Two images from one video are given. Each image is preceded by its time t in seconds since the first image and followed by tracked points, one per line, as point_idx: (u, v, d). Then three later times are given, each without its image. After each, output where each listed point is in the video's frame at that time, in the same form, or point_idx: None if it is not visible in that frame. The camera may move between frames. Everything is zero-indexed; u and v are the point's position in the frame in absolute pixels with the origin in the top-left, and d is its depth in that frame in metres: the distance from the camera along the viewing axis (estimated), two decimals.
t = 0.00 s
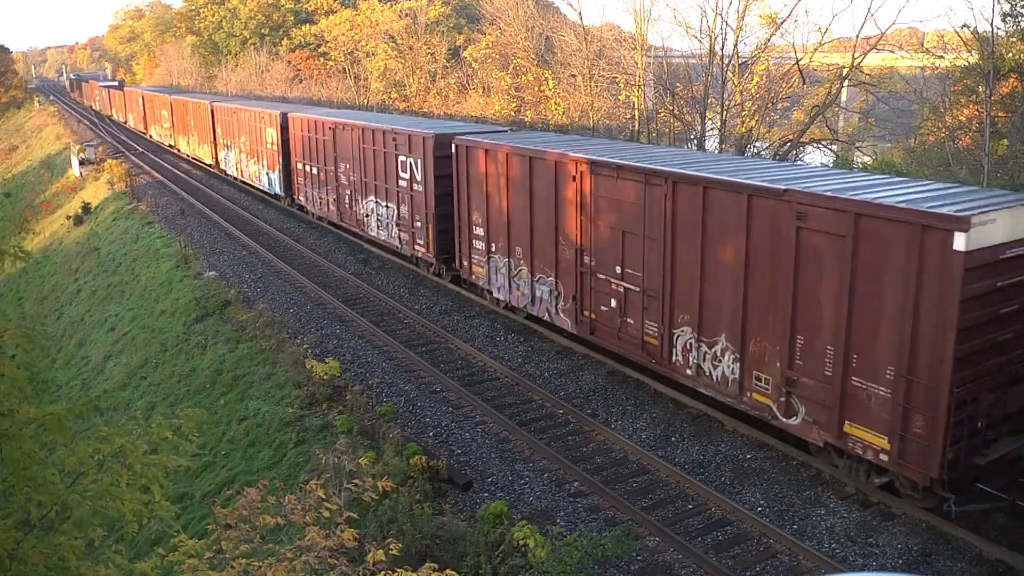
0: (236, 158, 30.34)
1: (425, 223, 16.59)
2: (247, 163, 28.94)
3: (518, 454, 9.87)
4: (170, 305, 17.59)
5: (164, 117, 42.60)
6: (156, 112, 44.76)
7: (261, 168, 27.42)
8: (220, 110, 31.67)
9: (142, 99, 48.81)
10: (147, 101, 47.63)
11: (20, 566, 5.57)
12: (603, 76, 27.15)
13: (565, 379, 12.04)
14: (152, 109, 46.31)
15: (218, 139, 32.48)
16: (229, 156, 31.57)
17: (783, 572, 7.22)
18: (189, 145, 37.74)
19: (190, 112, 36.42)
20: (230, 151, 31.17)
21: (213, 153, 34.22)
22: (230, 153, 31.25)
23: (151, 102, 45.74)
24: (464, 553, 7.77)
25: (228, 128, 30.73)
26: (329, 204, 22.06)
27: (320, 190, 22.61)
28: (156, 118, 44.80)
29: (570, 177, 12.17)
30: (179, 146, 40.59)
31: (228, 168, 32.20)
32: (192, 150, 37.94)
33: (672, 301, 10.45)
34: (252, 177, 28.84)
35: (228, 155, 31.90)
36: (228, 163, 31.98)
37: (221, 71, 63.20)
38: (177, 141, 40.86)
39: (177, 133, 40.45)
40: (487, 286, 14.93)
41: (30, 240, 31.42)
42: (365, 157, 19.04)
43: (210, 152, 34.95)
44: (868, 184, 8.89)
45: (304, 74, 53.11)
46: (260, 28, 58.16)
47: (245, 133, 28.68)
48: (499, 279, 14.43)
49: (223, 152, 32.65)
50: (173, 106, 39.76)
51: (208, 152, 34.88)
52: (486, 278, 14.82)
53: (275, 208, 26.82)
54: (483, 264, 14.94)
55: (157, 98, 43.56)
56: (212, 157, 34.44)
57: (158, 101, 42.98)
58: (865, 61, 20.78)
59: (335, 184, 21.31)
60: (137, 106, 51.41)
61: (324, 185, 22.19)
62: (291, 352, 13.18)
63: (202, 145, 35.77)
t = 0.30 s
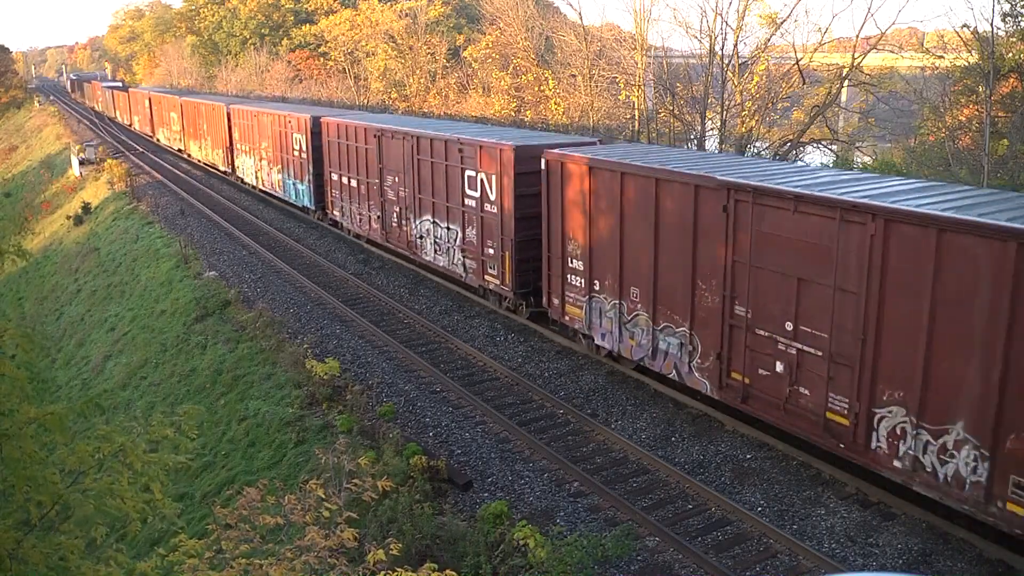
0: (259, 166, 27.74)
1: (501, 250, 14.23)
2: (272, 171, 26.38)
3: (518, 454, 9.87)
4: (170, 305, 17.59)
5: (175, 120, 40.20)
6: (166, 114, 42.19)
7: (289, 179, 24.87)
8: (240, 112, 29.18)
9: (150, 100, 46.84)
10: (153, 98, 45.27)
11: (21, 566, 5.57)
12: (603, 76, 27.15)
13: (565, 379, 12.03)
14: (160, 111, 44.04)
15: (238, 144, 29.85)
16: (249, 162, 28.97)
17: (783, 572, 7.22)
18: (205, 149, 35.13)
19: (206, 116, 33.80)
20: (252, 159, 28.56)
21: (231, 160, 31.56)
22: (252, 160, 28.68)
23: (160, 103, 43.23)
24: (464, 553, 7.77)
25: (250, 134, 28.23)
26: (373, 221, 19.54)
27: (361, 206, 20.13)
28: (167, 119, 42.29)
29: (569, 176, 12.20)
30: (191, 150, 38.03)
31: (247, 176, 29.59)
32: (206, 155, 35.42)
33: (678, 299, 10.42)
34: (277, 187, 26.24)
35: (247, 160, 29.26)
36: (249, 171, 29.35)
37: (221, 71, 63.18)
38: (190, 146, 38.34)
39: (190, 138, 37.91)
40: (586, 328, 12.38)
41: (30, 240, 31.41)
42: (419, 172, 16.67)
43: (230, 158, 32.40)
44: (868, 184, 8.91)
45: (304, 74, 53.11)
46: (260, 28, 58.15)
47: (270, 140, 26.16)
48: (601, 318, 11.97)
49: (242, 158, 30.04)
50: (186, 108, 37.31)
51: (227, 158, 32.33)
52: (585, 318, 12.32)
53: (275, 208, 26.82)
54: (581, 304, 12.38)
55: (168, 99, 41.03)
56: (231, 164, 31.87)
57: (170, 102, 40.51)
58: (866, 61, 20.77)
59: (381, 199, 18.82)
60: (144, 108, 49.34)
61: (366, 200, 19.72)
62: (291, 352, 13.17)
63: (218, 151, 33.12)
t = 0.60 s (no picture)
0: (287, 176, 25.13)
1: (572, 271, 12.55)
2: (303, 182, 23.76)
3: (518, 454, 9.87)
4: (170, 305, 17.59)
5: (187, 124, 37.89)
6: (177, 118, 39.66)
7: (323, 191, 22.33)
8: (264, 117, 26.69)
9: (156, 101, 44.76)
10: (161, 100, 43.00)
11: (21, 566, 5.57)
12: (603, 76, 27.14)
13: (565, 379, 12.03)
14: (169, 113, 41.78)
15: (262, 152, 27.19)
16: (274, 171, 26.33)
17: (783, 572, 7.22)
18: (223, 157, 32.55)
19: (224, 121, 31.14)
20: (278, 168, 25.95)
21: (254, 169, 28.95)
22: (278, 169, 26.06)
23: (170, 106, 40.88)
24: (464, 553, 7.77)
25: (276, 140, 25.69)
26: (429, 244, 17.00)
27: (413, 225, 17.60)
28: (178, 123, 39.84)
29: (570, 175, 12.18)
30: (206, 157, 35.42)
31: (272, 186, 26.94)
32: (223, 162, 32.77)
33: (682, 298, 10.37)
34: (308, 199, 23.64)
35: (272, 168, 26.67)
36: (274, 182, 26.71)
37: (221, 71, 63.17)
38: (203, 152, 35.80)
39: (205, 143, 35.37)
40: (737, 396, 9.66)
41: (29, 240, 31.41)
42: (443, 176, 15.90)
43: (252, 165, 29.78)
44: (868, 184, 8.91)
45: (304, 74, 53.11)
46: (260, 28, 58.14)
47: (302, 149, 23.65)
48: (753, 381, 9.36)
49: (265, 167, 27.42)
50: (201, 111, 34.83)
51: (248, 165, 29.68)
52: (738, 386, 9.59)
53: (275, 208, 26.83)
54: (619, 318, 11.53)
55: (179, 102, 38.46)
56: (252, 172, 29.22)
57: (182, 105, 38.02)
58: (866, 61, 20.76)
59: (419, 213, 17.18)
60: (150, 110, 46.99)
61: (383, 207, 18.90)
62: (291, 352, 13.17)
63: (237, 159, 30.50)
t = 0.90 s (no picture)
0: (321, 189, 22.41)
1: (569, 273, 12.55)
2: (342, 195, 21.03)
3: (518, 454, 9.87)
4: (170, 305, 17.59)
5: (200, 128, 35.42)
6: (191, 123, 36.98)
7: (365, 207, 19.68)
8: (291, 122, 24.03)
9: (166, 103, 42.55)
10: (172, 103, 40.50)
11: (21, 566, 5.59)
12: (603, 76, 27.13)
13: (565, 379, 12.03)
14: (181, 118, 39.29)
15: (292, 161, 24.47)
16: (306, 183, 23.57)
17: (783, 572, 7.22)
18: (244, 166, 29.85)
19: (247, 127, 28.46)
20: (309, 179, 23.27)
21: (280, 179, 26.25)
22: (308, 181, 23.36)
23: (181, 111, 38.46)
24: (464, 553, 7.77)
25: (306, 148, 23.07)
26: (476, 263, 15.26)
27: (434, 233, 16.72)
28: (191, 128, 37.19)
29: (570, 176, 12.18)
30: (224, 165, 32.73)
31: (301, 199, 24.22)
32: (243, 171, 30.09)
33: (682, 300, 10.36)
34: (346, 214, 20.96)
35: (302, 179, 23.93)
36: (303, 194, 24.00)
37: (221, 71, 63.19)
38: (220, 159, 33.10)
39: (223, 151, 32.62)
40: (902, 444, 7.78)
41: (29, 240, 31.42)
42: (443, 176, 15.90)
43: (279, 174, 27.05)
44: (869, 184, 8.90)
45: (304, 74, 53.13)
46: (260, 28, 58.13)
47: (338, 160, 21.02)
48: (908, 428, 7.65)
49: (293, 177, 24.67)
50: (218, 116, 32.18)
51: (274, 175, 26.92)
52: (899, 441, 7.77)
53: (275, 208, 26.83)
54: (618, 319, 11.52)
55: (194, 106, 35.79)
56: (278, 182, 26.50)
57: (197, 109, 35.41)
58: (866, 61, 20.76)
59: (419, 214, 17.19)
60: (159, 115, 44.50)
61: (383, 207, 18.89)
62: (291, 352, 13.17)
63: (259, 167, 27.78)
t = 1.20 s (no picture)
0: (362, 203, 19.83)
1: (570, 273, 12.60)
2: (389, 211, 18.43)
3: (518, 454, 9.86)
4: (170, 305, 17.59)
5: (216, 132, 32.83)
6: (207, 127, 34.10)
7: (419, 227, 17.10)
8: (324, 128, 21.43)
9: (175, 105, 40.35)
10: (185, 106, 37.86)
11: (21, 566, 5.57)
12: (603, 76, 27.12)
13: (565, 379, 12.03)
14: (193, 120, 36.59)
15: (326, 171, 21.83)
16: (343, 195, 20.94)
17: (783, 572, 7.22)
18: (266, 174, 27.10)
19: (270, 131, 25.80)
20: (347, 192, 20.62)
21: (310, 189, 23.58)
22: (346, 194, 20.77)
23: (194, 115, 35.70)
24: (464, 553, 7.76)
25: (343, 157, 20.48)
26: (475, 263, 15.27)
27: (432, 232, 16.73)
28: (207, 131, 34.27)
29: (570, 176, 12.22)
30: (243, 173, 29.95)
31: (336, 213, 21.58)
32: (264, 180, 27.43)
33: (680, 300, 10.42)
34: (394, 233, 18.38)
35: (338, 190, 21.29)
36: (339, 207, 21.38)
37: (221, 71, 63.19)
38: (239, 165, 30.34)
39: (241, 156, 29.88)
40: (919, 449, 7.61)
41: (29, 240, 31.41)
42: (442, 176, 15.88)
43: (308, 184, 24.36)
44: (869, 184, 8.90)
45: (304, 74, 53.13)
46: (260, 28, 58.15)
47: (383, 171, 18.45)
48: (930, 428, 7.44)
49: (327, 189, 22.05)
50: (238, 120, 29.56)
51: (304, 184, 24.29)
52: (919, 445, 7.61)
53: (274, 208, 26.83)
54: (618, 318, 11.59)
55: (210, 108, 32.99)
56: (308, 193, 23.74)
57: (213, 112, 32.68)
58: (866, 61, 20.76)
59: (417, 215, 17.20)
60: (169, 116, 42.18)
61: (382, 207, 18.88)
62: (291, 352, 13.17)
63: (286, 177, 25.15)
